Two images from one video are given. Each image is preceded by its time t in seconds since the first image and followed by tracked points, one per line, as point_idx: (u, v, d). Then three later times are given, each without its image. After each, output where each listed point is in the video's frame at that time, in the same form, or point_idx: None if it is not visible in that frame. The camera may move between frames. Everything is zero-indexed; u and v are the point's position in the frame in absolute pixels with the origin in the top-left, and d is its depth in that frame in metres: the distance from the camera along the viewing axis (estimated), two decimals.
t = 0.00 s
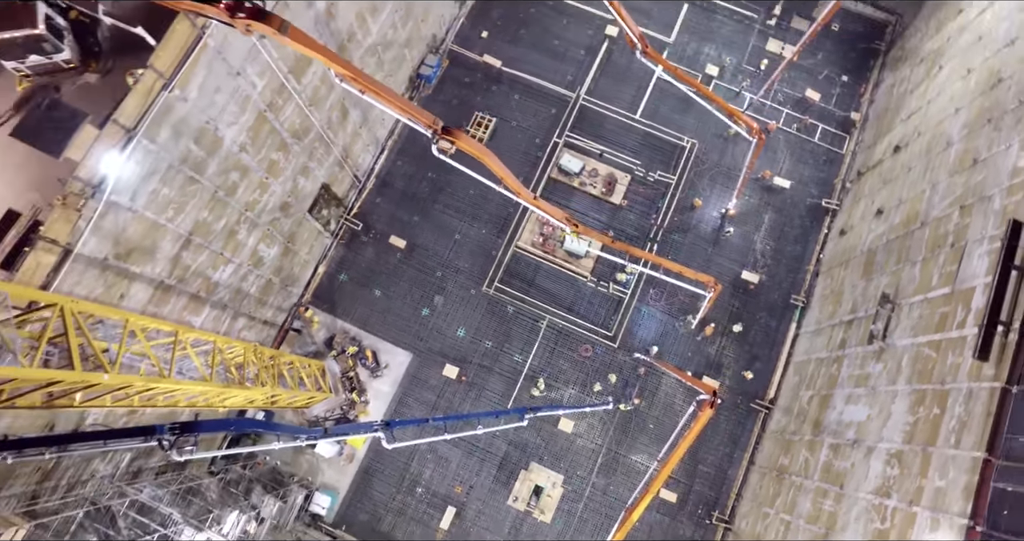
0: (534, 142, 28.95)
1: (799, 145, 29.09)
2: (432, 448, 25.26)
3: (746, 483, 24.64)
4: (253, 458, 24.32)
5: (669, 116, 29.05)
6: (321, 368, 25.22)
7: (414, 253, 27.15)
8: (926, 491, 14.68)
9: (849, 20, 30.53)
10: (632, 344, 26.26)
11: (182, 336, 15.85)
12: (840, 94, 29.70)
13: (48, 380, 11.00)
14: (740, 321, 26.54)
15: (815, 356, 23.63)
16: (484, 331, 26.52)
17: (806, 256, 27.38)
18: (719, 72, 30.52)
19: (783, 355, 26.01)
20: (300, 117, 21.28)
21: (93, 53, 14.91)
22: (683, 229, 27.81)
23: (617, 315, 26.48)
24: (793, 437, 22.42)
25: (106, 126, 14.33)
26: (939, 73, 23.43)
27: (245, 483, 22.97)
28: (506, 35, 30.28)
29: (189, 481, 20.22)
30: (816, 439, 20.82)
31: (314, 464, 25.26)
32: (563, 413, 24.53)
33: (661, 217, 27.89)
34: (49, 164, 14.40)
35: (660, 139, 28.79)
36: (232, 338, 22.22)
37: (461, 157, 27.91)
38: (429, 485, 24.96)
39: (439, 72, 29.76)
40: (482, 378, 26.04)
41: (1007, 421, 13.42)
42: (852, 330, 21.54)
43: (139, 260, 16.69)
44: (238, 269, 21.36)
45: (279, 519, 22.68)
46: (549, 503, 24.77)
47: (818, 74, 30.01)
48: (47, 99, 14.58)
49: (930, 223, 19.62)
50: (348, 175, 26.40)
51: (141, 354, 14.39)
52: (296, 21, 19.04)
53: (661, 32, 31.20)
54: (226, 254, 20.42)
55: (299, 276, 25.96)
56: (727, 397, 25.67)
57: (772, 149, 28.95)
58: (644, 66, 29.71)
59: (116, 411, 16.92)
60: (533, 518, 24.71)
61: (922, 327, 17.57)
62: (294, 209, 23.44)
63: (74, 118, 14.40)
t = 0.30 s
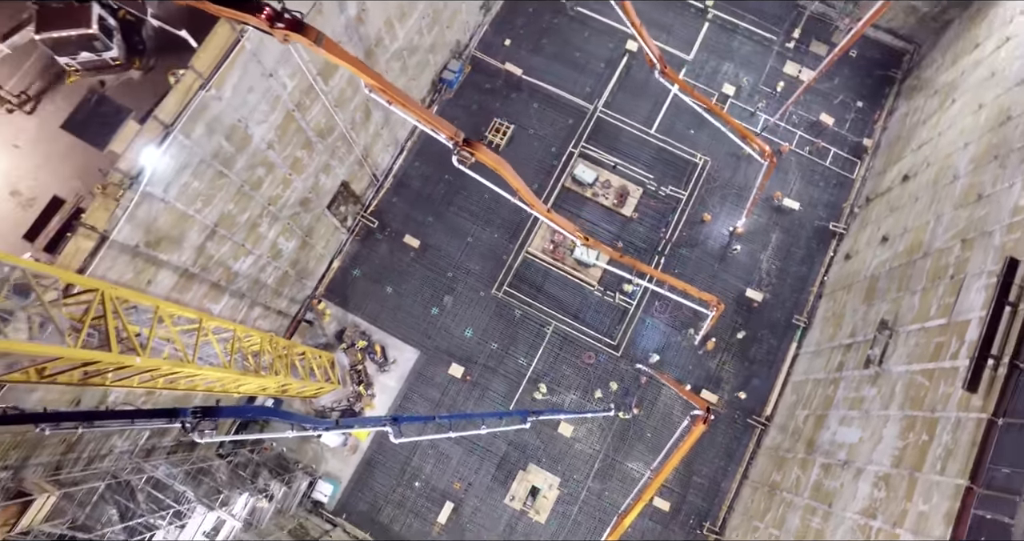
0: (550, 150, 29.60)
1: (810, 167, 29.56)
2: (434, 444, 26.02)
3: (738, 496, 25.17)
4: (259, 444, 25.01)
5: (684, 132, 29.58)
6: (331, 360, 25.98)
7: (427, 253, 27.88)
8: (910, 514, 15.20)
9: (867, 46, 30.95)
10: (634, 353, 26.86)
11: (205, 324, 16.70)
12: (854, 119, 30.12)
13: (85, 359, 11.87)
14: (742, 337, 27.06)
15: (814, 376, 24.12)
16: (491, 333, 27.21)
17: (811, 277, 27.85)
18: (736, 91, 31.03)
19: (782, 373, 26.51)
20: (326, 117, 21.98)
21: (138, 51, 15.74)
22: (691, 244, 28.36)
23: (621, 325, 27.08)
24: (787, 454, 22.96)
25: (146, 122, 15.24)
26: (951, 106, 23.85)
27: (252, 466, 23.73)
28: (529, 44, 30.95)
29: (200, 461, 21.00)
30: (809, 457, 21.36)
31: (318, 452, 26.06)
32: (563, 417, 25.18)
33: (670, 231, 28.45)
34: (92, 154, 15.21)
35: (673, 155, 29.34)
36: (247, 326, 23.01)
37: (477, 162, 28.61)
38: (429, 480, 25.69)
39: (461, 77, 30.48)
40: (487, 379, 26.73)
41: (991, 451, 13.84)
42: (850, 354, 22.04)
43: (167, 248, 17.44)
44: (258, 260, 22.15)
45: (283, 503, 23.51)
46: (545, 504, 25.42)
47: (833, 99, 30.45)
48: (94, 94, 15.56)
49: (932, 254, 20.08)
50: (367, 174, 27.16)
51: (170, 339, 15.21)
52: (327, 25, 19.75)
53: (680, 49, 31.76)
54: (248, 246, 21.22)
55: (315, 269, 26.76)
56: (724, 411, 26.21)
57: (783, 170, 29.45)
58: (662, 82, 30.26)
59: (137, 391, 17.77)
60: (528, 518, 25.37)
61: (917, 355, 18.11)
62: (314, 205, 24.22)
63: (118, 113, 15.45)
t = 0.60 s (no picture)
0: (559, 158, 30.30)
1: (813, 183, 30.15)
2: (435, 440, 26.78)
3: (730, 502, 25.82)
4: (266, 433, 25.73)
5: (690, 145, 30.21)
6: (338, 355, 26.74)
7: (435, 254, 28.64)
8: (891, 524, 15.87)
9: (874, 66, 31.50)
10: (634, 359, 27.55)
11: (224, 318, 17.52)
12: (859, 137, 30.68)
13: (119, 350, 12.70)
14: (739, 347, 27.70)
15: (808, 388, 24.74)
16: (495, 334, 27.96)
17: (810, 291, 28.44)
18: (743, 106, 31.64)
19: (778, 384, 27.12)
20: (344, 120, 22.67)
21: (170, 55, 16.60)
22: (693, 254, 29.01)
23: (622, 331, 27.78)
24: (778, 463, 23.61)
25: (176, 124, 16.01)
26: (952, 130, 24.42)
27: (259, 455, 24.37)
28: (542, 53, 31.66)
29: (211, 448, 21.67)
30: (799, 467, 22.01)
31: (323, 444, 26.88)
32: (562, 419, 25.91)
33: (673, 241, 29.11)
34: (126, 154, 16.19)
35: (679, 167, 29.97)
36: (260, 320, 23.80)
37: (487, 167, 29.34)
38: (429, 474, 26.46)
39: (474, 83, 31.21)
40: (489, 379, 27.48)
41: (969, 468, 14.50)
42: (844, 368, 22.66)
43: (189, 243, 18.17)
44: (272, 256, 22.96)
45: (288, 492, 24.28)
46: (541, 503, 26.14)
47: (838, 116, 31.02)
48: (129, 96, 16.49)
49: (926, 274, 20.68)
50: (380, 175, 27.92)
51: (192, 332, 16.03)
52: (348, 33, 20.49)
53: (690, 62, 32.39)
54: (264, 243, 22.02)
55: (326, 266, 27.56)
56: (720, 419, 26.86)
57: (787, 186, 30.06)
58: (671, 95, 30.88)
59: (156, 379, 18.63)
60: (524, 515, 26.09)
61: (906, 372, 18.75)
62: (328, 204, 25.01)
63: (151, 117, 16.38)
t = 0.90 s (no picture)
0: (564, 165, 30.99)
1: (813, 196, 30.75)
2: (436, 437, 27.50)
3: (722, 506, 26.46)
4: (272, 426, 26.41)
5: (693, 155, 30.86)
6: (344, 352, 27.38)
7: (441, 256, 29.38)
8: (874, 530, 16.53)
9: (876, 82, 32.07)
10: (632, 364, 28.23)
11: (240, 315, 18.24)
12: (859, 152, 31.26)
13: (142, 343, 13.40)
14: (735, 354, 28.34)
15: (801, 396, 25.36)
16: (497, 336, 28.67)
17: (806, 301, 29.05)
18: (746, 118, 32.26)
19: (772, 391, 27.74)
20: (356, 125, 23.37)
21: (194, 62, 17.41)
22: (693, 262, 29.65)
23: (621, 336, 28.46)
24: (769, 468, 24.26)
25: (198, 129, 16.80)
26: (949, 148, 24.99)
27: (266, 446, 25.15)
28: (550, 62, 32.36)
29: (220, 439, 22.51)
30: (789, 473, 22.66)
31: (327, 438, 27.64)
32: (560, 421, 26.61)
33: (674, 249, 29.76)
34: (150, 157, 17.00)
35: (681, 177, 30.63)
36: (269, 316, 24.56)
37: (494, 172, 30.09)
38: (430, 471, 27.19)
39: (483, 90, 31.92)
40: (490, 379, 28.20)
41: (947, 477, 15.21)
42: (835, 378, 23.28)
43: (206, 242, 18.95)
44: (283, 255, 23.75)
45: (293, 483, 24.98)
46: (538, 501, 26.83)
47: (840, 131, 31.60)
48: (153, 101, 17.33)
49: (918, 288, 21.29)
50: (389, 178, 28.68)
51: (210, 327, 16.76)
52: (363, 42, 21.21)
53: (695, 74, 33.03)
54: (275, 242, 22.79)
55: (334, 265, 28.34)
56: (714, 424, 27.50)
57: (786, 198, 30.68)
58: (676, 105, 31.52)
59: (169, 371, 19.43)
60: (521, 513, 26.78)
61: (894, 384, 19.38)
62: (338, 205, 25.77)
63: (176, 122, 17.25)
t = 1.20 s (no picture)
0: (569, 173, 31.73)
1: (812, 209, 31.41)
2: (437, 435, 28.31)
3: (713, 510, 27.15)
4: (278, 420, 27.21)
5: (695, 167, 31.57)
6: (351, 349, 28.11)
7: (446, 259, 30.18)
8: (856, 536, 17.25)
9: (877, 99, 32.70)
10: (630, 369, 28.95)
11: (254, 313, 19.05)
12: (859, 167, 31.89)
13: (165, 339, 14.24)
14: (731, 363, 29.03)
15: (793, 406, 26.05)
16: (499, 338, 29.45)
17: (802, 313, 29.71)
18: (748, 132, 32.93)
19: (766, 400, 28.42)
20: (369, 131, 24.14)
21: (217, 71, 18.26)
22: (692, 272, 30.35)
23: (620, 342, 29.20)
24: (760, 475, 24.96)
25: (220, 136, 17.59)
26: (944, 168, 25.61)
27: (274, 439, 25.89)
28: (558, 71, 33.11)
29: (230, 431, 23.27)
30: (779, 480, 23.36)
31: (331, 432, 28.50)
32: (558, 423, 27.37)
33: (674, 258, 30.47)
34: (175, 161, 17.87)
35: (683, 188, 31.33)
36: (280, 313, 25.36)
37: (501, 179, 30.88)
38: (430, 467, 28.00)
39: (493, 97, 32.69)
40: (491, 380, 28.98)
41: (925, 488, 15.95)
42: (826, 389, 23.95)
43: (223, 242, 19.77)
44: (295, 255, 24.57)
45: (297, 476, 25.71)
46: (534, 500, 27.58)
47: (840, 146, 32.24)
48: (179, 107, 18.24)
49: (908, 304, 21.95)
50: (399, 181, 29.49)
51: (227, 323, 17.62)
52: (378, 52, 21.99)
53: (700, 87, 33.70)
54: (288, 242, 23.61)
55: (343, 265, 29.15)
56: (709, 430, 28.21)
57: (786, 211, 31.35)
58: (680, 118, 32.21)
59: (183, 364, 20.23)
60: (518, 511, 27.55)
61: (881, 397, 20.07)
62: (349, 207, 26.58)
63: (201, 128, 18.14)
